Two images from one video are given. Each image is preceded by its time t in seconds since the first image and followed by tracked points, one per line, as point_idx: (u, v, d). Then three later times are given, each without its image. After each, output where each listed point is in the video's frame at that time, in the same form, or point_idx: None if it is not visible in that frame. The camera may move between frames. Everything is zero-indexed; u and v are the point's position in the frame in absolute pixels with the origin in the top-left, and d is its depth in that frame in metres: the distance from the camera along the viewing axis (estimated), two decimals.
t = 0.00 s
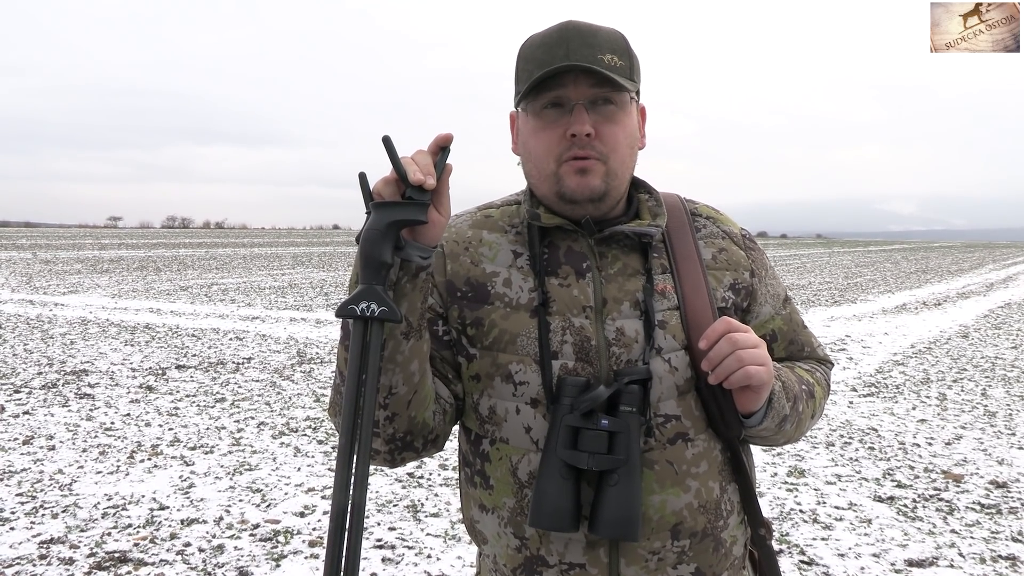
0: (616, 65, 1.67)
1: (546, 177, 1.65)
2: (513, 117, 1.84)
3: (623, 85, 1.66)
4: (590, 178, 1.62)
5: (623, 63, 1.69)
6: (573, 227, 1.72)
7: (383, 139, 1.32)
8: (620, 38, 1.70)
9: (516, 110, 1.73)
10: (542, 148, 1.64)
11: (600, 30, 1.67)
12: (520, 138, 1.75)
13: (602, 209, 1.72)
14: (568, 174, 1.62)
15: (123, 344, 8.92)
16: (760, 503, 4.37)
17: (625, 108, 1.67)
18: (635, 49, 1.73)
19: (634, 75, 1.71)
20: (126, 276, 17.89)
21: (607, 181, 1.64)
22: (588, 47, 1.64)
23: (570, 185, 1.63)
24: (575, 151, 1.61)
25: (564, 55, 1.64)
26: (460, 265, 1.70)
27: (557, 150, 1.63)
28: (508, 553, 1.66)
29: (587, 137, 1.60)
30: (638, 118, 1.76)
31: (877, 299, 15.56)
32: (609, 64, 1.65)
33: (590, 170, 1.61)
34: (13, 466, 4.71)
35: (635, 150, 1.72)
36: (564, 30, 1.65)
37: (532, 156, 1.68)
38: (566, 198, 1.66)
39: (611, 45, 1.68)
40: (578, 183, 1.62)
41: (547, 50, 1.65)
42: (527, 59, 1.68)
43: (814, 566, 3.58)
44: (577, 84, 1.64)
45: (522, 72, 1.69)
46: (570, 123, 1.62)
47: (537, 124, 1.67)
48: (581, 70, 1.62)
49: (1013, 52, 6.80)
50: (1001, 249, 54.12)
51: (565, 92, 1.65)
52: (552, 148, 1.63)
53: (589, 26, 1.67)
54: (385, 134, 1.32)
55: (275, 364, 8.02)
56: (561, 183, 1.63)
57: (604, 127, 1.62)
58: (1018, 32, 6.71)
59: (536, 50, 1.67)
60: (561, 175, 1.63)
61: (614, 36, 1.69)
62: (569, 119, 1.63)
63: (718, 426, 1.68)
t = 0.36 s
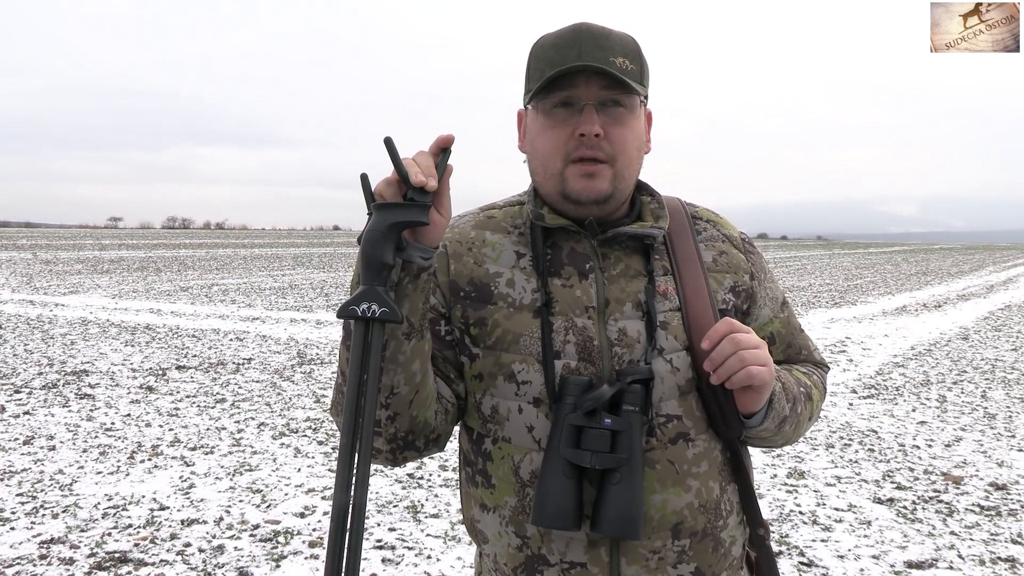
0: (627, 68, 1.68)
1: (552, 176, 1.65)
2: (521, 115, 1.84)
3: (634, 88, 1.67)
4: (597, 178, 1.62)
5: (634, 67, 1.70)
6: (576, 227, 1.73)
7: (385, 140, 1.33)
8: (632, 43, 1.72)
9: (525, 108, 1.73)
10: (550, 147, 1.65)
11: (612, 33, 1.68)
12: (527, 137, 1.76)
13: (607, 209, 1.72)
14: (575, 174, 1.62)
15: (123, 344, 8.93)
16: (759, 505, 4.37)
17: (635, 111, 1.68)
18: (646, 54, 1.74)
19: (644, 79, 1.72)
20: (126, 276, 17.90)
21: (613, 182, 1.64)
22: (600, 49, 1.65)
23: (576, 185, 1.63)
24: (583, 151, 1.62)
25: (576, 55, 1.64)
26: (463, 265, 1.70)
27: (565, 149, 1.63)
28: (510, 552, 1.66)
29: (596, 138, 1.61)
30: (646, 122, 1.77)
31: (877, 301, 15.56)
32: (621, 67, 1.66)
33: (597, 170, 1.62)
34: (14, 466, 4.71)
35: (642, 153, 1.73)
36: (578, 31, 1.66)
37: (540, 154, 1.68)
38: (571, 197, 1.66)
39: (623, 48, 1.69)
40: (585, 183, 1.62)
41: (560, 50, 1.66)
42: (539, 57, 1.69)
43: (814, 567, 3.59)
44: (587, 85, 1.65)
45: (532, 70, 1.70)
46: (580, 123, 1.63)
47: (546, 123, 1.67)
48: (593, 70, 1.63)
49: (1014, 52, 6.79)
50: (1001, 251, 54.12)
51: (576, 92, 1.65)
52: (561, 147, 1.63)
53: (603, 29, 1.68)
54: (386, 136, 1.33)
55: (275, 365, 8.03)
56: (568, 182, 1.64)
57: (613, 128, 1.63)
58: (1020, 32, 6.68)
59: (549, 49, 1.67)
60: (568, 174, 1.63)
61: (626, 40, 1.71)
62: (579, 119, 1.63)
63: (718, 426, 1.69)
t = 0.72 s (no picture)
0: (618, 71, 1.68)
1: (547, 181, 1.66)
2: (516, 120, 1.85)
3: (625, 91, 1.67)
4: (590, 182, 1.63)
5: (626, 69, 1.70)
6: (572, 230, 1.74)
7: (380, 141, 1.33)
8: (624, 44, 1.72)
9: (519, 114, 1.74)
10: (543, 152, 1.66)
11: (603, 35, 1.68)
12: (522, 142, 1.77)
13: (603, 213, 1.73)
14: (569, 179, 1.63)
15: (122, 344, 8.92)
16: (757, 505, 4.38)
17: (627, 114, 1.69)
18: (638, 55, 1.74)
19: (636, 82, 1.72)
20: (125, 276, 17.85)
21: (607, 186, 1.65)
22: (592, 52, 1.66)
23: (570, 190, 1.64)
24: (576, 155, 1.63)
25: (567, 60, 1.65)
26: (460, 267, 1.71)
27: (558, 154, 1.64)
28: (507, 552, 1.67)
29: (588, 142, 1.61)
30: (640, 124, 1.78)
31: (876, 302, 15.58)
32: (612, 69, 1.66)
33: (590, 174, 1.62)
34: (12, 465, 4.71)
35: (636, 156, 1.73)
36: (569, 34, 1.67)
37: (534, 160, 1.69)
38: (566, 201, 1.67)
39: (614, 51, 1.69)
40: (578, 187, 1.63)
41: (551, 54, 1.66)
42: (532, 62, 1.69)
43: (811, 568, 3.59)
44: (579, 89, 1.65)
45: (524, 75, 1.70)
46: (571, 127, 1.63)
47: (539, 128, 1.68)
48: (583, 75, 1.63)
49: (1012, 53, 6.78)
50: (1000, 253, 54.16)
51: (567, 96, 1.66)
52: (553, 152, 1.64)
53: (594, 32, 1.69)
54: (382, 137, 1.33)
55: (274, 365, 8.02)
56: (561, 187, 1.65)
57: (605, 132, 1.63)
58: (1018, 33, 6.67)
59: (541, 54, 1.68)
60: (561, 179, 1.64)
61: (617, 42, 1.71)
62: (571, 124, 1.64)
63: (714, 427, 1.70)
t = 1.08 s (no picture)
0: (587, 67, 1.68)
1: (531, 186, 1.67)
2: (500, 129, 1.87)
3: (597, 86, 1.66)
4: (573, 181, 1.62)
5: (595, 64, 1.70)
6: (567, 229, 1.74)
7: (378, 141, 1.34)
8: (591, 38, 1.71)
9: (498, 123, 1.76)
10: (524, 158, 1.66)
11: (568, 34, 1.69)
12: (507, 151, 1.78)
13: (593, 211, 1.72)
14: (551, 181, 1.63)
15: (121, 343, 8.92)
16: (756, 505, 4.38)
17: (603, 109, 1.68)
18: (607, 47, 1.74)
19: (608, 74, 1.72)
20: (124, 275, 17.84)
21: (590, 183, 1.64)
22: (558, 52, 1.66)
23: (554, 191, 1.64)
24: (555, 157, 1.63)
25: (534, 63, 1.66)
26: (456, 265, 1.71)
27: (538, 158, 1.65)
28: (508, 548, 1.67)
29: (564, 142, 1.61)
30: (619, 118, 1.76)
31: (875, 303, 15.59)
32: (581, 66, 1.66)
33: (571, 173, 1.62)
34: (11, 464, 4.71)
35: (619, 150, 1.72)
36: (534, 39, 1.68)
37: (517, 165, 1.70)
38: (552, 203, 1.67)
39: (580, 47, 1.69)
40: (561, 188, 1.63)
41: (519, 61, 1.67)
42: (503, 71, 1.71)
43: (810, 568, 3.60)
44: (550, 90, 1.66)
45: (497, 86, 1.72)
46: (546, 130, 1.64)
47: (518, 134, 1.70)
48: (551, 76, 1.64)
49: (1011, 53, 6.76)
50: (999, 254, 54.24)
51: (541, 99, 1.67)
52: (533, 156, 1.65)
53: (559, 32, 1.69)
54: (380, 137, 1.34)
55: (273, 364, 8.02)
56: (545, 189, 1.65)
57: (581, 129, 1.63)
58: (1018, 34, 6.66)
59: (509, 61, 1.70)
60: (544, 181, 1.64)
61: (584, 38, 1.71)
62: (546, 126, 1.64)
63: (712, 421, 1.70)
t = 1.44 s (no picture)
0: (583, 68, 1.67)
1: (522, 186, 1.67)
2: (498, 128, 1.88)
3: (592, 88, 1.66)
4: (562, 182, 1.62)
5: (592, 65, 1.69)
6: (563, 229, 1.74)
7: (379, 140, 1.34)
8: (589, 40, 1.71)
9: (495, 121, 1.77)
10: (516, 158, 1.67)
11: (565, 34, 1.69)
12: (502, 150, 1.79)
13: (585, 212, 1.72)
14: (540, 181, 1.63)
15: (121, 341, 8.92)
16: (755, 505, 4.39)
17: (597, 110, 1.67)
18: (605, 49, 1.73)
19: (605, 76, 1.71)
20: (123, 273, 17.81)
21: (580, 185, 1.63)
22: (554, 53, 1.66)
23: (543, 191, 1.64)
24: (545, 157, 1.63)
25: (529, 63, 1.66)
26: (454, 265, 1.71)
27: (529, 157, 1.65)
28: (503, 549, 1.67)
29: (554, 143, 1.61)
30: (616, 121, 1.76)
31: (875, 303, 15.60)
32: (577, 67, 1.66)
33: (561, 174, 1.62)
34: (10, 462, 4.71)
35: (614, 153, 1.71)
36: (531, 39, 1.68)
37: (510, 165, 1.71)
38: (543, 203, 1.67)
39: (577, 48, 1.69)
40: (551, 188, 1.63)
41: (515, 59, 1.68)
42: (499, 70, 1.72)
43: (809, 568, 3.60)
44: (543, 91, 1.66)
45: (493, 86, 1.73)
46: (539, 131, 1.64)
47: (512, 133, 1.70)
48: (545, 76, 1.64)
49: (1012, 52, 6.75)
50: (998, 254, 54.26)
51: (535, 99, 1.67)
52: (524, 156, 1.65)
53: (556, 32, 1.69)
54: (381, 136, 1.34)
55: (272, 363, 8.02)
56: (535, 189, 1.65)
57: (572, 131, 1.63)
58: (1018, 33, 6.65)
59: (506, 59, 1.70)
60: (534, 182, 1.64)
61: (581, 39, 1.70)
62: (539, 127, 1.65)
63: (709, 423, 1.70)
